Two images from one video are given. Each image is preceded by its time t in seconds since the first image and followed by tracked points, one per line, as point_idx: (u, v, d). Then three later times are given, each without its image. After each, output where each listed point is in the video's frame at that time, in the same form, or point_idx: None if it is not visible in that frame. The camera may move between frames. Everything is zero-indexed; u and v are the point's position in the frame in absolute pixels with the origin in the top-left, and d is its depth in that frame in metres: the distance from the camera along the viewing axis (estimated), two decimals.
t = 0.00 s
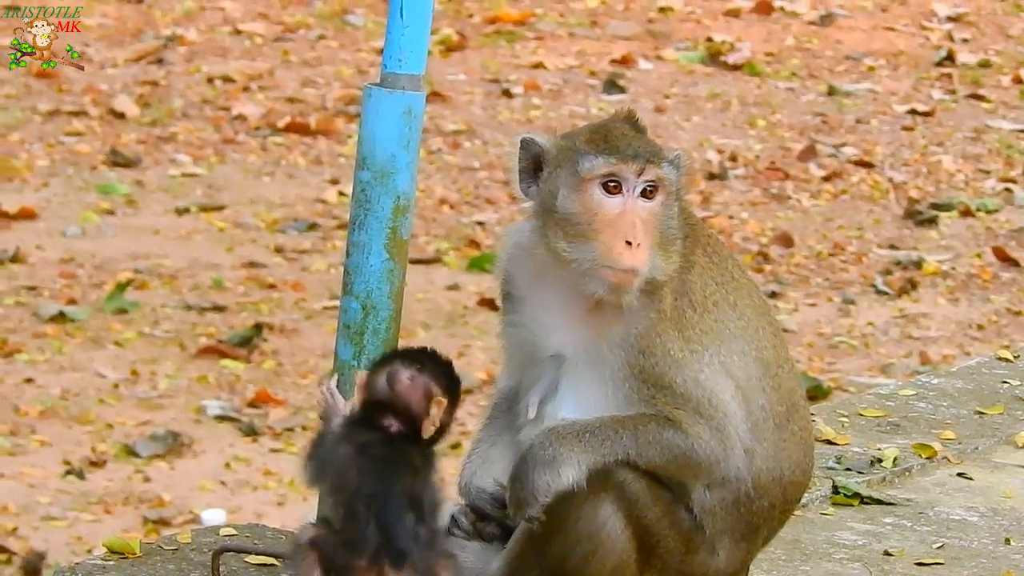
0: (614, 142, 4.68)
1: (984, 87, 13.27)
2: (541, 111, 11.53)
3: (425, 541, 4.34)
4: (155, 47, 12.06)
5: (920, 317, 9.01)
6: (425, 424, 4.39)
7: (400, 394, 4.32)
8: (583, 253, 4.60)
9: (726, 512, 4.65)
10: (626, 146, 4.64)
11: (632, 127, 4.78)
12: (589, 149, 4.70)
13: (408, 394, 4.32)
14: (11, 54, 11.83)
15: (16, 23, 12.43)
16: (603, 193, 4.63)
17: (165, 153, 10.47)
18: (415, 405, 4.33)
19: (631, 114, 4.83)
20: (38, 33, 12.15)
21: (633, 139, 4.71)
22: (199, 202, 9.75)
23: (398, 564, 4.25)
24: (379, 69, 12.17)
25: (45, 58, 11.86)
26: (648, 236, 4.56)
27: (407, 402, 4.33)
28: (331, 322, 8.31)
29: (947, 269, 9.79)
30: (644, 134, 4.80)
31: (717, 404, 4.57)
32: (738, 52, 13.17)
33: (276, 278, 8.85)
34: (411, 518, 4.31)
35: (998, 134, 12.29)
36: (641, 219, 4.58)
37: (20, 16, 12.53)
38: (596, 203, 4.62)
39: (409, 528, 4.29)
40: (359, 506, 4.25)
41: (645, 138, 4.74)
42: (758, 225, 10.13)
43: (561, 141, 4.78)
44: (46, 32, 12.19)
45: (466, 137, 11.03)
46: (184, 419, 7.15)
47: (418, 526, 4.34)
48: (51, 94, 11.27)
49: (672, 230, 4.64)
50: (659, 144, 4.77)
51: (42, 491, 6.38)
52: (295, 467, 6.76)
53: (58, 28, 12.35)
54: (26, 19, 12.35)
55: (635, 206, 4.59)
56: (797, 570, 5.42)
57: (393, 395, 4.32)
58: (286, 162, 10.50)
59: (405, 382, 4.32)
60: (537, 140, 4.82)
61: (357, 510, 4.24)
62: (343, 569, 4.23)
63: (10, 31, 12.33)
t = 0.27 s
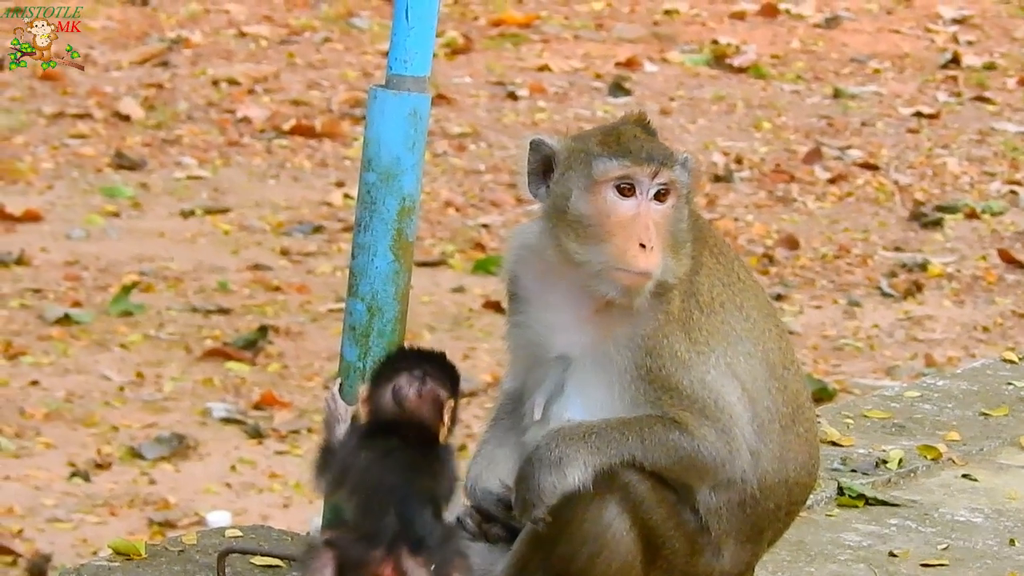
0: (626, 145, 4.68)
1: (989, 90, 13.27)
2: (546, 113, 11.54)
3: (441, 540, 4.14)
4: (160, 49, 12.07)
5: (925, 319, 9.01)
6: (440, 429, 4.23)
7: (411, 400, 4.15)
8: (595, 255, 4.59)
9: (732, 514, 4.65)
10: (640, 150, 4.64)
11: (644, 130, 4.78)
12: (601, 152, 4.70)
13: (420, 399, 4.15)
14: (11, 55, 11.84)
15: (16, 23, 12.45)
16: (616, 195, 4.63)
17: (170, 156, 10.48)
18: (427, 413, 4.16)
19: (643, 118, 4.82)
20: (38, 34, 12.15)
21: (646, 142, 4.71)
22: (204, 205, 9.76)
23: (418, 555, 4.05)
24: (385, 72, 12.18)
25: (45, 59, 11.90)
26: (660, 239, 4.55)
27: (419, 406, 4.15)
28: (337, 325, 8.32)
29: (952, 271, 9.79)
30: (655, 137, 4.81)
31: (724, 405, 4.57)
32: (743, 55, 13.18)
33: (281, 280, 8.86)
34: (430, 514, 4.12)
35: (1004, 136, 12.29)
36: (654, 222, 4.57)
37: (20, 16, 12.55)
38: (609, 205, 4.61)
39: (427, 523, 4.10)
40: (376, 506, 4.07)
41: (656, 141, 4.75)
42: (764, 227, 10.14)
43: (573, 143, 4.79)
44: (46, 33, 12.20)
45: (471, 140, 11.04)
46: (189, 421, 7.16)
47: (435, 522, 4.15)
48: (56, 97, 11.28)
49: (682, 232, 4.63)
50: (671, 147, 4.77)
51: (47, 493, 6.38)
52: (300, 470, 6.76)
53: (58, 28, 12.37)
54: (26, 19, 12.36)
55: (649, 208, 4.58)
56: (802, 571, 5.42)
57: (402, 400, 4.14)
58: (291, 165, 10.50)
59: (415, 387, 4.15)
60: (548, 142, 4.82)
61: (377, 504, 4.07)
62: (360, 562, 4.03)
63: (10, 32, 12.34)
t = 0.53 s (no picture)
0: (628, 146, 4.68)
1: (993, 89, 13.26)
2: (550, 113, 11.53)
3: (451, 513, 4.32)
4: (164, 48, 12.07)
5: (929, 319, 9.01)
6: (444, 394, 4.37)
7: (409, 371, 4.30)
8: (598, 256, 4.59)
9: (736, 513, 4.65)
10: (641, 151, 4.65)
11: (646, 130, 4.79)
12: (604, 152, 4.70)
13: (414, 370, 4.29)
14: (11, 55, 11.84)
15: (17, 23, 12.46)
16: (617, 197, 4.64)
17: (174, 155, 10.48)
18: (434, 375, 4.31)
19: (646, 118, 4.82)
20: (38, 33, 12.15)
21: (648, 143, 4.71)
22: (208, 204, 9.77)
23: (424, 529, 4.25)
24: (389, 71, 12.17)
25: (45, 59, 11.89)
26: (660, 240, 4.56)
27: (419, 376, 4.30)
28: (341, 324, 8.32)
29: (956, 270, 9.79)
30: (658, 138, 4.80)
31: (728, 406, 4.56)
32: (747, 54, 13.16)
33: (286, 280, 8.86)
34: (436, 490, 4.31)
35: (1008, 135, 12.28)
36: (655, 223, 4.58)
37: (21, 16, 12.55)
38: (610, 206, 4.62)
39: (434, 499, 4.30)
40: (386, 486, 4.28)
41: (659, 142, 4.75)
42: (768, 227, 10.13)
43: (576, 143, 4.78)
44: (46, 32, 12.19)
45: (475, 139, 11.04)
46: (193, 420, 7.16)
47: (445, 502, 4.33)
48: (60, 96, 11.29)
49: (684, 233, 4.63)
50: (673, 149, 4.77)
51: (52, 492, 6.39)
52: (305, 469, 6.77)
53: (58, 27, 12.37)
54: (26, 18, 12.36)
55: (650, 209, 4.60)
56: (807, 571, 5.43)
57: (400, 373, 4.29)
58: (296, 164, 10.51)
59: (410, 360, 4.30)
60: (550, 141, 4.82)
61: (384, 486, 4.28)
62: (374, 542, 4.25)
63: (11, 32, 12.35)
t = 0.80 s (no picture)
0: (627, 143, 4.69)
1: (995, 87, 13.25)
2: (553, 111, 11.54)
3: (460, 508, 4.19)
4: (167, 47, 12.07)
5: (932, 317, 9.01)
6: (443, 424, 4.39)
7: (411, 393, 4.32)
8: (594, 253, 4.61)
9: (737, 512, 4.65)
10: (638, 148, 4.65)
11: (647, 128, 4.79)
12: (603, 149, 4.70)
13: (421, 390, 4.33)
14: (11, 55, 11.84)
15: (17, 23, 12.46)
16: (613, 194, 4.64)
17: (177, 154, 10.49)
18: (433, 405, 4.33)
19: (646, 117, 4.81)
20: (38, 33, 12.15)
21: (646, 141, 4.71)
22: (211, 203, 9.77)
23: (437, 514, 4.10)
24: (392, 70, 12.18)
25: (45, 59, 11.88)
26: (656, 238, 4.57)
27: (421, 398, 4.32)
28: (344, 323, 8.33)
29: (958, 268, 9.78)
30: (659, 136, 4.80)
31: (729, 404, 4.57)
32: (749, 53, 13.16)
33: (288, 279, 8.86)
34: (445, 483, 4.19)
35: (1010, 133, 12.27)
36: (651, 220, 4.59)
37: (21, 16, 12.56)
38: (606, 203, 4.63)
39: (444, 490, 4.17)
40: (395, 477, 4.13)
41: (659, 140, 4.74)
42: (771, 225, 10.13)
43: (577, 140, 4.79)
44: (46, 32, 12.19)
45: (478, 138, 11.04)
46: (196, 420, 7.16)
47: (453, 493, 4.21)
48: (62, 96, 11.30)
49: (684, 231, 4.64)
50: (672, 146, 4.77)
51: (54, 492, 6.40)
52: (307, 468, 6.77)
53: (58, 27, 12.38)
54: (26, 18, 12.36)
55: (646, 207, 4.61)
56: (808, 569, 5.43)
57: (402, 395, 4.31)
58: (298, 163, 10.51)
59: (416, 380, 4.33)
60: (551, 139, 4.83)
61: (395, 474, 4.14)
62: (385, 532, 4.10)
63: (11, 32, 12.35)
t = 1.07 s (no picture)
0: (609, 139, 4.68)
1: (996, 86, 13.25)
2: (554, 111, 11.54)
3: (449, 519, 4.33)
4: (168, 47, 12.08)
5: (934, 316, 9.01)
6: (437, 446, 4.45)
7: (402, 420, 4.38)
8: (568, 249, 4.64)
9: (739, 513, 4.65)
10: (616, 145, 4.65)
11: (637, 126, 4.76)
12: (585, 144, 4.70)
13: (414, 419, 4.39)
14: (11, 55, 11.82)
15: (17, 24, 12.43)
16: (586, 189, 4.66)
17: (179, 154, 10.49)
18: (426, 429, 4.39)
19: (638, 114, 4.78)
20: (38, 33, 12.12)
21: (631, 138, 4.70)
22: (212, 203, 9.78)
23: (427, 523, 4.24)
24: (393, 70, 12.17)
25: (45, 59, 11.88)
26: (627, 236, 4.60)
27: (414, 428, 4.38)
28: (346, 323, 8.33)
29: (960, 267, 9.78)
30: (650, 133, 4.78)
31: (732, 405, 4.56)
32: (751, 52, 13.16)
33: (290, 279, 8.86)
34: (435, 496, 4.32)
35: (1012, 133, 12.27)
36: (622, 216, 4.62)
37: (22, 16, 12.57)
38: (579, 198, 4.64)
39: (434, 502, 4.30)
40: (384, 488, 4.25)
41: (646, 137, 4.73)
42: (772, 224, 10.13)
43: (569, 135, 4.76)
44: (46, 33, 12.15)
45: (479, 137, 11.05)
46: (198, 419, 7.17)
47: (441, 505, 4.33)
48: (64, 96, 11.30)
49: (669, 230, 4.66)
50: (660, 142, 4.75)
51: (56, 492, 6.40)
52: (310, 468, 6.77)
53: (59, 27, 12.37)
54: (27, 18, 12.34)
55: (617, 203, 4.63)
56: (810, 568, 5.43)
57: (395, 421, 4.38)
58: (300, 163, 10.51)
59: (410, 409, 4.39)
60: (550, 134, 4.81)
61: (387, 489, 4.25)
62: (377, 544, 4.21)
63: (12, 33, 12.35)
